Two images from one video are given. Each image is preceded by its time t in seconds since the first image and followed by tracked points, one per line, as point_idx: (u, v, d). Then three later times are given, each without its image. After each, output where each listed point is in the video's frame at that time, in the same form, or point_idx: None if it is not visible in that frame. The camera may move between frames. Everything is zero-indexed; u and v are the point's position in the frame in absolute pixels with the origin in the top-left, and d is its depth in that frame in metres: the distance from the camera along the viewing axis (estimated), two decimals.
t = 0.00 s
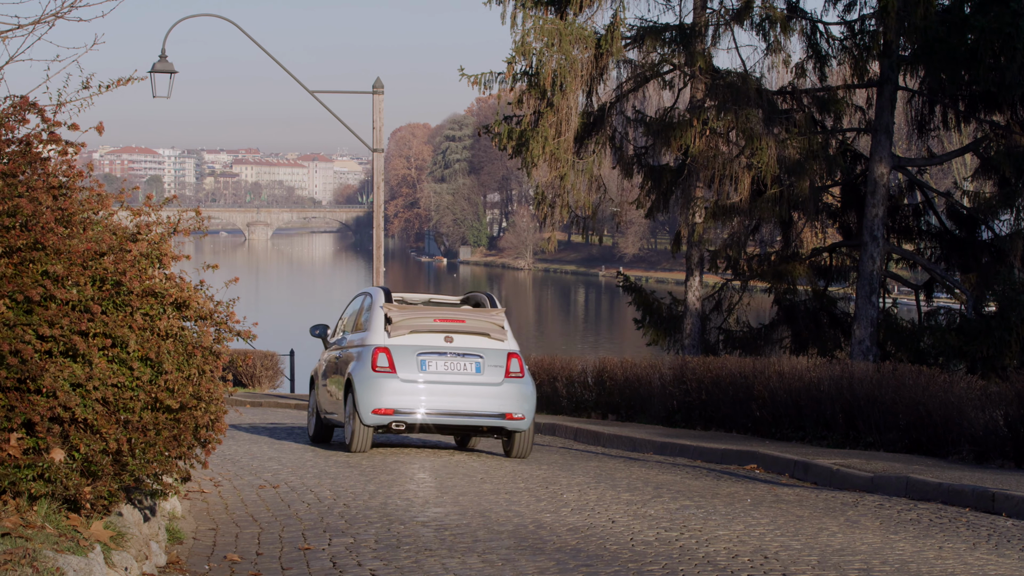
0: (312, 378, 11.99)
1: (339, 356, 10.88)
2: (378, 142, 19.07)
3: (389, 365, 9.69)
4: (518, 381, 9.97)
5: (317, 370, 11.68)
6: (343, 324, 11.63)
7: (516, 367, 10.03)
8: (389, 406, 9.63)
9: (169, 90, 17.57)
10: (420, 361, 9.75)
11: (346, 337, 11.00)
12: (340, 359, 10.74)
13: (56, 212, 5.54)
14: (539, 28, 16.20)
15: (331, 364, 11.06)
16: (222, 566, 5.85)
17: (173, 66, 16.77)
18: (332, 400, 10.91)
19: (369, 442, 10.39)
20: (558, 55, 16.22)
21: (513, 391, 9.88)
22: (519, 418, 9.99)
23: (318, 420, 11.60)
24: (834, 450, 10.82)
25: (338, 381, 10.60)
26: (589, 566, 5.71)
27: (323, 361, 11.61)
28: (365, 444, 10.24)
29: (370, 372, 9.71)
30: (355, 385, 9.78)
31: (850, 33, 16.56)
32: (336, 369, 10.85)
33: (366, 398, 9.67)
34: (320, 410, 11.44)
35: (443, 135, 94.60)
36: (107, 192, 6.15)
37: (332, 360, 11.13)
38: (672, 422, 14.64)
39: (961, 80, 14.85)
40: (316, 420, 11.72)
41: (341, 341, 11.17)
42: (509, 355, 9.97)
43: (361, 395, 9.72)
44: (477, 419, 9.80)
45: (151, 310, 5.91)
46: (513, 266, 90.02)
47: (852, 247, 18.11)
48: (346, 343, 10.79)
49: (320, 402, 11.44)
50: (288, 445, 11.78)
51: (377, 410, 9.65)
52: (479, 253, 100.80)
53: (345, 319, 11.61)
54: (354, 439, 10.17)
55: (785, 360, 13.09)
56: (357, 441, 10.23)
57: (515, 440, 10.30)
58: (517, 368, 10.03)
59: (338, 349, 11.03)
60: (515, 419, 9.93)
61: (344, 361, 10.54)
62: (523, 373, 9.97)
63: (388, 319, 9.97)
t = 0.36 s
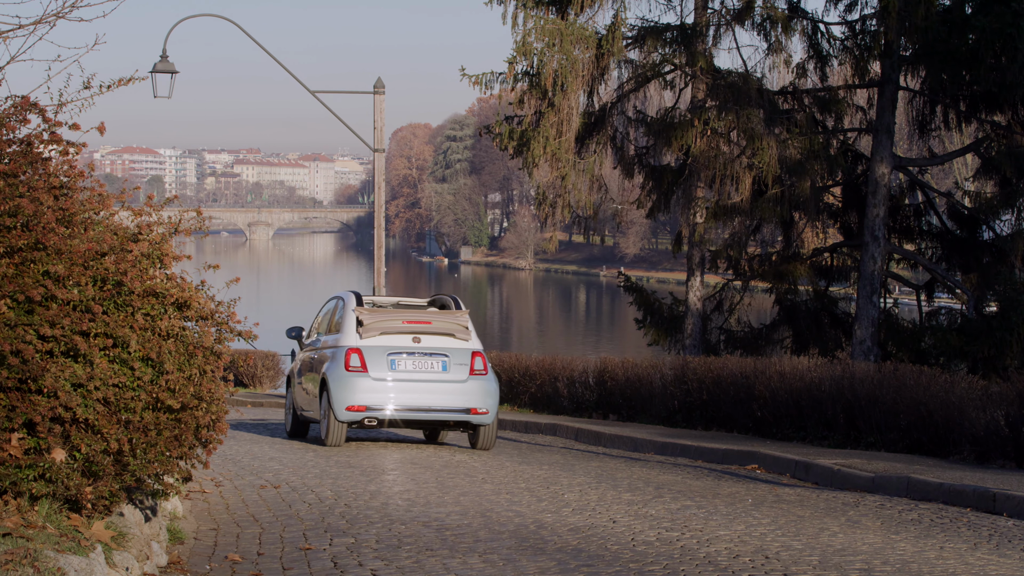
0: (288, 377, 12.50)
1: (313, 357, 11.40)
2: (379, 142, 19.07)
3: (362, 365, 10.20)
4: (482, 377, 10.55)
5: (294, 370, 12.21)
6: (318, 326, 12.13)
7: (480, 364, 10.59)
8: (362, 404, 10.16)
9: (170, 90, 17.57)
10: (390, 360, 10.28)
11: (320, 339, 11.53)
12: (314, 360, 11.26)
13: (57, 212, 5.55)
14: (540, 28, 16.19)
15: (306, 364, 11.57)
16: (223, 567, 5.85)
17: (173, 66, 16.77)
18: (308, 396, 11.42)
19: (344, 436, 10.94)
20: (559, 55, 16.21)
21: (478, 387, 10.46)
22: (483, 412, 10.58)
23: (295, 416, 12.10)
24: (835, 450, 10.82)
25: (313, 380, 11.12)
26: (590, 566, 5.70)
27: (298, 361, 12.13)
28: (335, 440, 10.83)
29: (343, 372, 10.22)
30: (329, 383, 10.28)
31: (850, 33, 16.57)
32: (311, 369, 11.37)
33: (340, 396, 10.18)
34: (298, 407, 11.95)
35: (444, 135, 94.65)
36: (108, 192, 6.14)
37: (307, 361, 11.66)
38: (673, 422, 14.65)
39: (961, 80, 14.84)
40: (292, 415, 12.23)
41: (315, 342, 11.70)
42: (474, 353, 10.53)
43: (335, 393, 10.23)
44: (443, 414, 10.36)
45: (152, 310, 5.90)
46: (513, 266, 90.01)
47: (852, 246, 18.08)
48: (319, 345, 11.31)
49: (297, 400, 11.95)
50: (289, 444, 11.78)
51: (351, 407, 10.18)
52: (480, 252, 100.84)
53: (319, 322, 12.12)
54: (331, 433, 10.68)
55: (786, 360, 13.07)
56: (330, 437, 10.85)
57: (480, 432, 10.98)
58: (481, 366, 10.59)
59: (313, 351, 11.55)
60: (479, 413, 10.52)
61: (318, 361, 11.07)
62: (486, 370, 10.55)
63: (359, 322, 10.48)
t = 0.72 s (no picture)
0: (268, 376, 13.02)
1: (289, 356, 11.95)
2: (381, 142, 19.07)
3: (336, 362, 10.78)
4: (450, 374, 11.13)
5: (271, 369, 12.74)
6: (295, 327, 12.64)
7: (448, 363, 11.17)
8: (336, 398, 10.73)
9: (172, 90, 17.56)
10: (363, 358, 10.86)
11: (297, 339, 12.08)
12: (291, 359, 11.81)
13: (59, 212, 5.55)
14: (542, 28, 16.19)
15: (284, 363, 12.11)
16: (224, 567, 5.85)
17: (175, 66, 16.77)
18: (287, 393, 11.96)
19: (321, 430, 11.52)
20: (561, 55, 16.21)
21: (445, 384, 11.05)
22: (450, 408, 11.17)
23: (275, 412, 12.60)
24: (836, 450, 10.82)
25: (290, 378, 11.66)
26: (592, 566, 5.69)
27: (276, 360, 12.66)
28: (310, 436, 11.42)
29: (319, 369, 10.80)
30: (306, 380, 10.86)
31: (852, 33, 16.57)
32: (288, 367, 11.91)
33: (316, 391, 10.75)
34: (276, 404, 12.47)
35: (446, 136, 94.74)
36: (110, 192, 6.15)
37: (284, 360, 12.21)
38: (674, 422, 14.64)
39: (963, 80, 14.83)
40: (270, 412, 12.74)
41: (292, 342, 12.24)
42: (443, 352, 11.11)
43: (312, 389, 10.80)
44: (413, 409, 10.94)
45: (154, 310, 5.91)
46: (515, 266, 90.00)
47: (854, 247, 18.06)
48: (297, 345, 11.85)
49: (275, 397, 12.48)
50: (290, 443, 11.78)
51: (326, 402, 10.75)
52: (482, 253, 100.89)
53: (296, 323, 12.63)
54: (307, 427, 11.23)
55: (788, 360, 13.06)
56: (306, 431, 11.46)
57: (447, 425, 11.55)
58: (449, 364, 11.18)
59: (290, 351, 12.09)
60: (446, 408, 11.10)
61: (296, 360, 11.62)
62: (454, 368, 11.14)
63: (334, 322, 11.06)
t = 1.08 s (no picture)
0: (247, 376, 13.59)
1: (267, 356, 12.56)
2: (384, 142, 19.06)
3: (312, 363, 11.49)
4: (419, 372, 11.90)
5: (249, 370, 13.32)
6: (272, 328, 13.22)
7: (418, 362, 11.91)
8: (313, 398, 11.46)
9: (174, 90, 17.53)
10: (337, 359, 11.57)
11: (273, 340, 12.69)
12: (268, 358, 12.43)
13: (62, 212, 5.55)
14: (545, 28, 16.18)
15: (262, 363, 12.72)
16: (227, 567, 5.85)
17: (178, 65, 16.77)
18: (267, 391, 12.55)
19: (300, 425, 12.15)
20: (564, 55, 16.21)
21: (415, 382, 11.79)
22: (420, 404, 11.93)
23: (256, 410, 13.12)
24: (839, 451, 10.80)
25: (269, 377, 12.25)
26: (595, 566, 5.69)
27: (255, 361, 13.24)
28: (288, 432, 12.08)
29: (296, 370, 11.50)
30: (284, 380, 11.56)
31: (855, 34, 16.47)
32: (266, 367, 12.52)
33: (295, 391, 11.47)
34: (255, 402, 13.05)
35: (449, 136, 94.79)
36: (113, 192, 6.16)
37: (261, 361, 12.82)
38: (677, 422, 14.63)
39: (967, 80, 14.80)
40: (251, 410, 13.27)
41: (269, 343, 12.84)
42: (412, 351, 11.86)
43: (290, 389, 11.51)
44: (386, 405, 11.68)
45: (157, 310, 5.91)
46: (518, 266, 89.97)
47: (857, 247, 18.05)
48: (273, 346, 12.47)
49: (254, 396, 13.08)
50: (293, 442, 11.78)
51: (304, 401, 11.48)
52: (485, 253, 100.93)
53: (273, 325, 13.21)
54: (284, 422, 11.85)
55: (791, 360, 13.06)
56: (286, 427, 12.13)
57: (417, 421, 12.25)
58: (418, 363, 11.91)
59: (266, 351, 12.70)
60: (416, 405, 11.84)
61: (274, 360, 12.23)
62: (423, 367, 11.89)
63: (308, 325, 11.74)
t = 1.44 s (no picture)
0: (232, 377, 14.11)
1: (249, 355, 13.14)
2: (388, 142, 19.06)
3: (292, 362, 12.12)
4: (392, 370, 12.59)
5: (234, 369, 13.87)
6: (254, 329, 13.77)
7: (391, 360, 12.60)
8: (293, 394, 12.09)
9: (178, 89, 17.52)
10: (315, 358, 12.22)
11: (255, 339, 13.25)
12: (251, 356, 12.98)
13: (65, 212, 5.54)
14: (549, 28, 16.18)
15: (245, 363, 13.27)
16: (231, 566, 5.84)
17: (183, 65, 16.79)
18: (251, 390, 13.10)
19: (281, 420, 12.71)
20: (568, 55, 16.19)
21: (389, 378, 12.48)
22: (393, 400, 12.62)
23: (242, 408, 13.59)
24: (843, 451, 10.77)
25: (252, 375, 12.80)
26: (599, 566, 5.68)
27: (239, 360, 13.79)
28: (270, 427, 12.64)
29: (276, 368, 12.14)
30: (264, 378, 12.19)
31: (859, 34, 16.38)
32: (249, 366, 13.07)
33: (275, 388, 12.10)
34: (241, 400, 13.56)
35: (452, 136, 94.85)
36: (117, 192, 6.15)
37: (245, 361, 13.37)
38: (681, 422, 14.61)
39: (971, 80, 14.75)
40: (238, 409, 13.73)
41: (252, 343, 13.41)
42: (385, 350, 12.55)
43: (270, 386, 12.15)
44: (362, 401, 12.36)
45: (160, 310, 5.90)
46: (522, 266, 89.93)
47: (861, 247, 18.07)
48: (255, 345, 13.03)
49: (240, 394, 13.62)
50: (296, 442, 11.78)
51: (283, 397, 12.11)
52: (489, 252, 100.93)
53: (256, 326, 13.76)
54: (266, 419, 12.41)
55: (794, 360, 13.04)
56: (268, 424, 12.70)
57: (391, 415, 12.94)
58: (391, 361, 12.61)
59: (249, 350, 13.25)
60: (390, 400, 12.53)
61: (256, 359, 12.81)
62: (396, 364, 12.59)
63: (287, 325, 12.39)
